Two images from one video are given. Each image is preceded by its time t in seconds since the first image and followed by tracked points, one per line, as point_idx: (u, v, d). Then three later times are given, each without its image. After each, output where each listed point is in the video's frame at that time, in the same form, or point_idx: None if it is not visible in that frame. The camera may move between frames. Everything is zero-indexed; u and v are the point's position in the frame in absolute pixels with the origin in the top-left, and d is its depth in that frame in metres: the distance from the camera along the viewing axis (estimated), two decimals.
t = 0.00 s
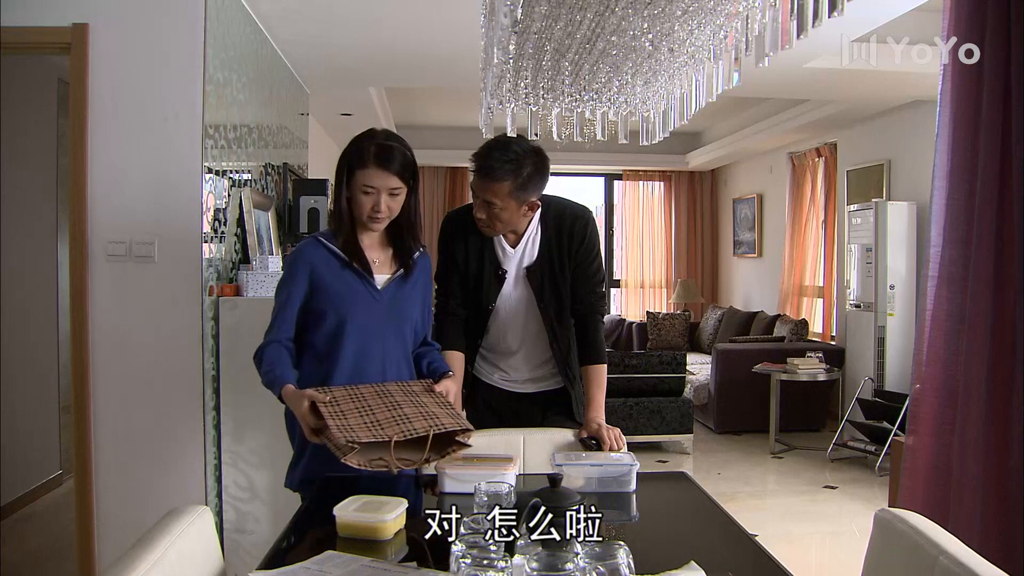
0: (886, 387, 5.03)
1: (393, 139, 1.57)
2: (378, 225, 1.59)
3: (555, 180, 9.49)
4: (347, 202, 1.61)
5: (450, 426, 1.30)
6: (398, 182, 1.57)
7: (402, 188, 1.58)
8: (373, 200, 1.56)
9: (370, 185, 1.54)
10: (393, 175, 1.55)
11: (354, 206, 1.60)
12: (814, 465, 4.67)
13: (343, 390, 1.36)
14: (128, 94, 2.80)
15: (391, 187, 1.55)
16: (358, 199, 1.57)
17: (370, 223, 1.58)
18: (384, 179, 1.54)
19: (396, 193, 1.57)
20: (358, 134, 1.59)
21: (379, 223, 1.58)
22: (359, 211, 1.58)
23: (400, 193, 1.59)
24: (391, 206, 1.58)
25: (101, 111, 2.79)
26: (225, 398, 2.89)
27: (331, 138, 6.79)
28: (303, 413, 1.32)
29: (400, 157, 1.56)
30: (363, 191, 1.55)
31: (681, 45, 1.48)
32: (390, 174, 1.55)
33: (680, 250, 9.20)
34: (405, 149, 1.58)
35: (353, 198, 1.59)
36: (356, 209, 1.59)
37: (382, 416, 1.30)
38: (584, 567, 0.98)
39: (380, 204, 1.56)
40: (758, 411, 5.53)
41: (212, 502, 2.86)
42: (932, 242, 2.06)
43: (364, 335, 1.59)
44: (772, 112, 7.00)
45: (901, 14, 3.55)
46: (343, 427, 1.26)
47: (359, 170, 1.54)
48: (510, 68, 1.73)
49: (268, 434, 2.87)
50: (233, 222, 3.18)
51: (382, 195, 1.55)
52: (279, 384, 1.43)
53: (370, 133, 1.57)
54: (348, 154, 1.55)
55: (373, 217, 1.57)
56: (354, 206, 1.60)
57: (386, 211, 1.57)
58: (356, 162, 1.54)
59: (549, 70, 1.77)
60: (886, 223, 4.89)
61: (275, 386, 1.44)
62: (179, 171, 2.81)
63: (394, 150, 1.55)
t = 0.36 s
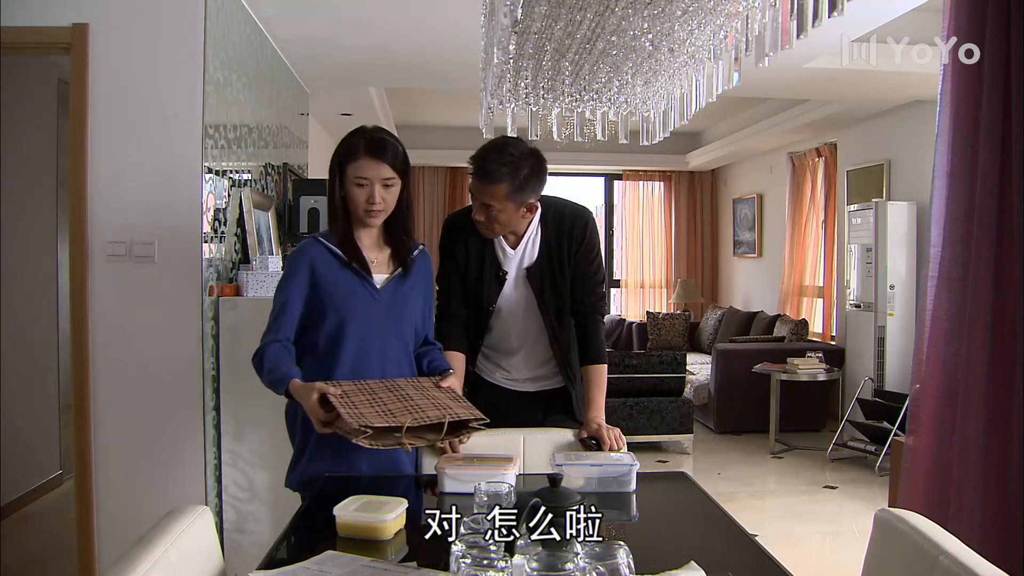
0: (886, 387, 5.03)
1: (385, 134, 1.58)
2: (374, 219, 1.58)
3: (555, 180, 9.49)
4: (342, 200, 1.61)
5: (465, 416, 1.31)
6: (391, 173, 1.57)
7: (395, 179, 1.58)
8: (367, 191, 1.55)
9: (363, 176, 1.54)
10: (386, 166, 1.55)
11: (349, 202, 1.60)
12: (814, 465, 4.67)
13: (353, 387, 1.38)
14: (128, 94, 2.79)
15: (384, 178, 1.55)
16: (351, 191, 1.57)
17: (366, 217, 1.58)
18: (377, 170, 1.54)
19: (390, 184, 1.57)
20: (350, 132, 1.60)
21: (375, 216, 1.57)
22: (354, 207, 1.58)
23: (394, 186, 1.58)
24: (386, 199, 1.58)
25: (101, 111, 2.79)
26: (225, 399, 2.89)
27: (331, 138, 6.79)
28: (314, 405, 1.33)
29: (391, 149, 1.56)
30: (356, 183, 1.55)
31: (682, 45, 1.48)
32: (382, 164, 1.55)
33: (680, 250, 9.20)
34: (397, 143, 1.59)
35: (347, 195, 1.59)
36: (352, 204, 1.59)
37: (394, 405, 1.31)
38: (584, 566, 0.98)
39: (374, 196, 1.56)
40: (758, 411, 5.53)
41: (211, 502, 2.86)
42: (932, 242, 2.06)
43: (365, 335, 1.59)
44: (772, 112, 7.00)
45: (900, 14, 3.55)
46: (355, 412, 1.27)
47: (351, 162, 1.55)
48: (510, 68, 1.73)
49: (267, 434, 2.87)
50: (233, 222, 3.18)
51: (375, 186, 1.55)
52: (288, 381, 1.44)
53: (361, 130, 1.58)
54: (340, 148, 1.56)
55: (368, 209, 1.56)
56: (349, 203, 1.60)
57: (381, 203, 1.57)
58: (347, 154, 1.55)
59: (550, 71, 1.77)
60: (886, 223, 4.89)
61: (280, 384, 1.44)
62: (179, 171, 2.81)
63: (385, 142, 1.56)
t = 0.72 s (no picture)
0: (885, 387, 5.03)
1: (379, 127, 1.60)
2: (376, 212, 1.58)
3: (555, 180, 9.49)
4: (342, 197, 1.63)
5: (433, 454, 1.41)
6: (388, 165, 1.58)
7: (393, 170, 1.59)
8: (365, 182, 1.56)
9: (360, 168, 1.56)
10: (381, 156, 1.57)
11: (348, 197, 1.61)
12: (813, 466, 4.67)
13: (341, 388, 1.43)
14: (129, 94, 2.80)
15: (380, 168, 1.56)
16: (349, 185, 1.58)
17: (366, 209, 1.58)
18: (372, 160, 1.56)
19: (387, 175, 1.58)
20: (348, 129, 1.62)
21: (376, 207, 1.58)
22: (354, 202, 1.59)
23: (392, 177, 1.59)
24: (385, 190, 1.59)
25: (101, 110, 2.79)
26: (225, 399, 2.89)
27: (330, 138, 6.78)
28: (301, 411, 1.38)
29: (388, 140, 1.58)
30: (354, 175, 1.56)
31: (682, 45, 1.48)
32: (380, 156, 1.56)
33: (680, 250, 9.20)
34: (393, 138, 1.60)
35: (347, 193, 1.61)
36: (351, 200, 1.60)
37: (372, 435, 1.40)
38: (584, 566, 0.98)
39: (372, 187, 1.57)
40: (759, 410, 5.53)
41: (212, 502, 2.86)
42: (932, 242, 2.06)
43: (365, 335, 1.58)
44: (772, 112, 7.00)
45: (900, 14, 3.54)
46: (336, 447, 1.37)
47: (347, 156, 1.56)
48: (510, 67, 1.73)
49: (267, 434, 2.87)
50: (233, 222, 3.18)
51: (373, 177, 1.56)
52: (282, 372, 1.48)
53: (356, 128, 1.60)
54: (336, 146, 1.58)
55: (368, 201, 1.57)
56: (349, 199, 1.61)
57: (380, 194, 1.57)
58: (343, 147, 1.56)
59: (549, 71, 1.77)
60: (886, 223, 4.88)
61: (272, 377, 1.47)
62: (179, 171, 2.81)
63: (379, 133, 1.57)
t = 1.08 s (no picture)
0: (885, 387, 5.03)
1: (377, 127, 1.60)
2: (371, 211, 1.58)
3: (555, 181, 9.48)
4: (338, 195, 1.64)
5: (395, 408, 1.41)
6: (386, 163, 1.57)
7: (390, 169, 1.58)
8: (360, 182, 1.56)
9: (356, 168, 1.55)
10: (377, 154, 1.56)
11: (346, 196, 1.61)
12: (813, 465, 4.67)
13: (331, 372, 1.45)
14: (128, 94, 2.79)
15: (376, 167, 1.56)
16: (346, 183, 1.58)
17: (362, 209, 1.58)
18: (366, 160, 1.55)
19: (383, 175, 1.57)
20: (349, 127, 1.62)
21: (371, 207, 1.57)
22: (352, 200, 1.59)
23: (389, 176, 1.59)
24: (382, 189, 1.58)
25: (101, 110, 2.79)
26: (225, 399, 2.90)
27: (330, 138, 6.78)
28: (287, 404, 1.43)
29: (384, 140, 1.57)
30: (349, 174, 1.56)
31: (682, 45, 1.48)
32: (376, 155, 1.55)
33: (680, 250, 9.21)
34: (392, 137, 1.59)
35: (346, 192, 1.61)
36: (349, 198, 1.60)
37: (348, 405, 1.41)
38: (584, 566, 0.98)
39: (367, 186, 1.56)
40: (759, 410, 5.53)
41: (211, 502, 2.86)
42: (932, 242, 2.06)
43: (364, 338, 1.59)
44: (772, 112, 6.99)
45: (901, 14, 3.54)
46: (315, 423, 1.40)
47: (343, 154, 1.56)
48: (510, 68, 1.73)
49: (268, 434, 2.87)
50: (233, 221, 3.18)
51: (368, 177, 1.56)
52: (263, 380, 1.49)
53: (354, 127, 1.60)
54: (335, 144, 1.58)
55: (364, 200, 1.57)
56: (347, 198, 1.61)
57: (375, 193, 1.57)
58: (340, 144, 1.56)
59: (550, 70, 1.77)
60: (886, 223, 4.88)
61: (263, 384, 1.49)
62: (178, 171, 2.81)
63: (376, 133, 1.57)
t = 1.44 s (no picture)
0: (886, 387, 5.03)
1: (373, 126, 1.60)
2: (365, 210, 1.57)
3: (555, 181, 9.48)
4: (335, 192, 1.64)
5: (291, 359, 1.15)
6: (379, 162, 1.57)
7: (384, 167, 1.58)
8: (353, 180, 1.56)
9: (349, 167, 1.55)
10: (370, 153, 1.56)
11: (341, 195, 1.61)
12: (813, 466, 4.67)
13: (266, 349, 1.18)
14: (128, 93, 2.79)
15: (369, 165, 1.56)
16: (340, 182, 1.58)
17: (356, 208, 1.58)
18: (358, 158, 1.55)
19: (377, 174, 1.57)
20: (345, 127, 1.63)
21: (365, 207, 1.57)
22: (346, 200, 1.59)
23: (384, 175, 1.59)
24: (377, 189, 1.58)
25: (101, 110, 2.79)
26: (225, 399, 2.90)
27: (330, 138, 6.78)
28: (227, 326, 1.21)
29: (379, 139, 1.58)
30: (342, 172, 1.57)
31: (682, 45, 1.48)
32: (370, 154, 1.56)
33: (680, 249, 9.20)
34: (386, 137, 1.60)
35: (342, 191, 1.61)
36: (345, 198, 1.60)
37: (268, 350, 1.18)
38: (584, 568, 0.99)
39: (361, 185, 1.56)
40: (759, 410, 5.53)
41: (211, 502, 2.86)
42: (933, 243, 2.06)
43: (357, 341, 1.58)
44: (772, 112, 6.99)
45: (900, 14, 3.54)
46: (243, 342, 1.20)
47: (337, 152, 1.56)
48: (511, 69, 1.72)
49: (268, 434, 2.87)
50: (233, 221, 3.18)
51: (360, 177, 1.56)
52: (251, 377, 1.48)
53: (350, 125, 1.61)
54: (331, 143, 1.59)
55: (357, 199, 1.57)
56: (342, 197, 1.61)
57: (369, 193, 1.57)
58: (335, 142, 1.58)
59: (550, 71, 1.76)
60: (886, 223, 4.88)
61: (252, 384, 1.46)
62: (178, 171, 2.81)
63: (370, 132, 1.58)
